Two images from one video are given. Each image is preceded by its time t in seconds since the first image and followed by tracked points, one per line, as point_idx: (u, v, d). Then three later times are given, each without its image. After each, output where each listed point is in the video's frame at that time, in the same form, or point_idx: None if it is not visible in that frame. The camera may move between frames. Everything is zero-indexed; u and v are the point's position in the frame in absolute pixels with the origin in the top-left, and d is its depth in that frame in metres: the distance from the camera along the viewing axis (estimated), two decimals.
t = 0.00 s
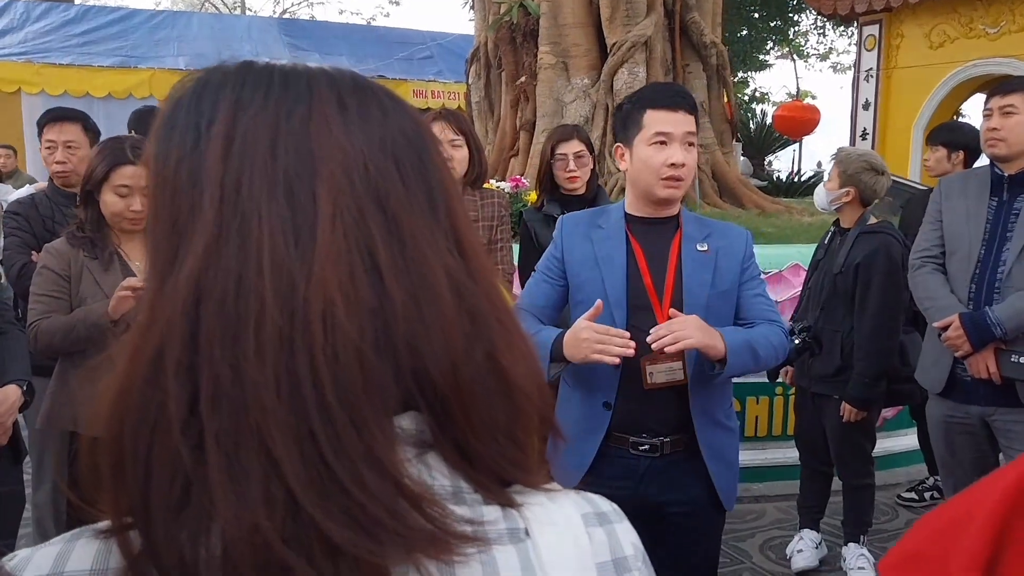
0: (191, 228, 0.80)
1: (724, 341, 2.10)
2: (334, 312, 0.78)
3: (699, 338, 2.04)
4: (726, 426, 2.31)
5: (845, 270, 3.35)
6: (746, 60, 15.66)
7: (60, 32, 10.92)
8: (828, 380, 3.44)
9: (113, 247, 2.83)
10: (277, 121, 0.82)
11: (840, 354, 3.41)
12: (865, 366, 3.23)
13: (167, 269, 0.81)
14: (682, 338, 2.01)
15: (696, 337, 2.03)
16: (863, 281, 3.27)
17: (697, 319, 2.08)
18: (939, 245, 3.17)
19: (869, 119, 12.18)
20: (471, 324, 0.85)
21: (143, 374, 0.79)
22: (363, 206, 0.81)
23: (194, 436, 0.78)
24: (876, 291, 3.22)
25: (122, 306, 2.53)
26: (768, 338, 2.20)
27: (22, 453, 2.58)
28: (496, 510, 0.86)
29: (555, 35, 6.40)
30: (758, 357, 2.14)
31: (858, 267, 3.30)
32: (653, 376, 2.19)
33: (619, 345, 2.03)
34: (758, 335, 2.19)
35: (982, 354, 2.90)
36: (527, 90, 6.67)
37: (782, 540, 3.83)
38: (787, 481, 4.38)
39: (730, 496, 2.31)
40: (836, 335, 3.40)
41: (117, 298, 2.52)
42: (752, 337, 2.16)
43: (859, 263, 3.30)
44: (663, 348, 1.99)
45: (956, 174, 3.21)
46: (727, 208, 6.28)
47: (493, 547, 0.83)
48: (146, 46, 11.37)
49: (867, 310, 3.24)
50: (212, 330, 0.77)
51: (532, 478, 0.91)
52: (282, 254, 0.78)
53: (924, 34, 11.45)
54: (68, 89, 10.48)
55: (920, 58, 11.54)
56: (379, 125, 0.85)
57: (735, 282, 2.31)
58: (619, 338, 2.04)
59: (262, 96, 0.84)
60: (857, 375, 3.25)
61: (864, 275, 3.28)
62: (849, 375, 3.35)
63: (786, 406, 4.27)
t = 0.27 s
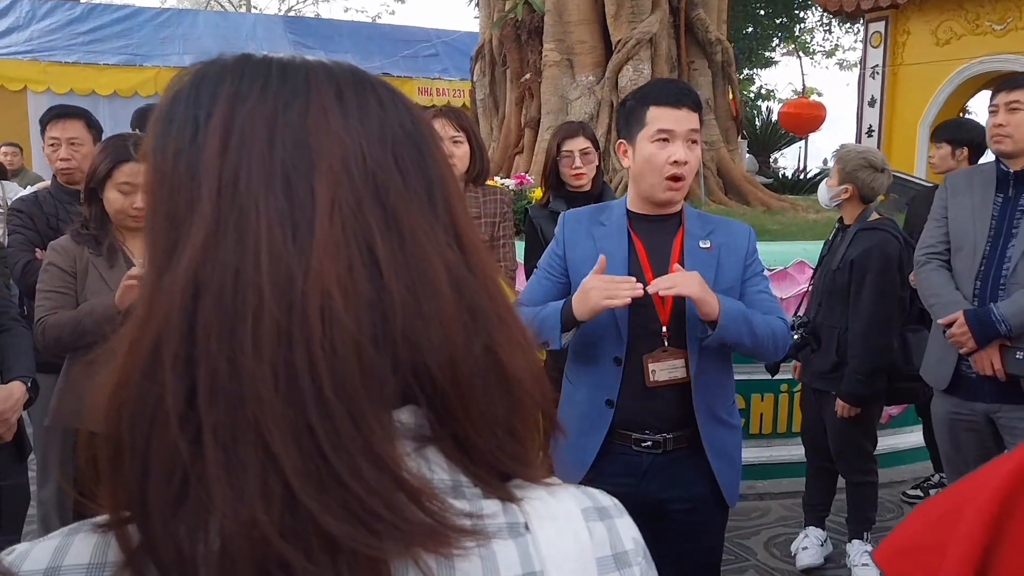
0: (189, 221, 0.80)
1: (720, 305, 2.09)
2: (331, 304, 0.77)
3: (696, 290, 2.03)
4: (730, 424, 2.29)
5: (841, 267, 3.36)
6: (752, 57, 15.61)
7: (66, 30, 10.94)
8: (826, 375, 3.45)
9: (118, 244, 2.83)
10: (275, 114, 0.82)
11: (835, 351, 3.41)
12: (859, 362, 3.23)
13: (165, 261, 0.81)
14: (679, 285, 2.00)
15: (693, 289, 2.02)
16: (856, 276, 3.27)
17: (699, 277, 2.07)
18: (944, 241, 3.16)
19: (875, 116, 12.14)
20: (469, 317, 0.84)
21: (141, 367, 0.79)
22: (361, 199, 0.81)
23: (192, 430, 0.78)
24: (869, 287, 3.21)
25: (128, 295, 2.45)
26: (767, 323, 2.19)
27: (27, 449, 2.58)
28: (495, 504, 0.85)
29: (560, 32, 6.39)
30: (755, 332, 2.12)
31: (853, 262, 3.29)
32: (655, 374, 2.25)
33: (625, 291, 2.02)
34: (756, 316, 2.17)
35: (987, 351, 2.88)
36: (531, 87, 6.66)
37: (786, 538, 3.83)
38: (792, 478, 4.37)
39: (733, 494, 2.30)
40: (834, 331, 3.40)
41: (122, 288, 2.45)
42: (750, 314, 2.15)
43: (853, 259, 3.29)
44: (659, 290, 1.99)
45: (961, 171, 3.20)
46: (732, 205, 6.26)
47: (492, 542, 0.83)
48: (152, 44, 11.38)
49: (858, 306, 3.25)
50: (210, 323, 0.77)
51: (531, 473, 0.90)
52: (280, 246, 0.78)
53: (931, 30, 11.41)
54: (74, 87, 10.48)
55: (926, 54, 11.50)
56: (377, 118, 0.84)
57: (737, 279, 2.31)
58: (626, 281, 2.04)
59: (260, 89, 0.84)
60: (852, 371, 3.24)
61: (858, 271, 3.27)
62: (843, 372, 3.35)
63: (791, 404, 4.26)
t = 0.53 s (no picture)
0: (189, 219, 0.80)
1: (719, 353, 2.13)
2: (331, 301, 0.77)
3: (698, 350, 2.07)
4: (734, 425, 2.30)
5: (838, 268, 3.35)
6: (759, 57, 15.58)
7: (74, 31, 10.98)
8: (825, 374, 3.42)
9: (125, 244, 2.83)
10: (274, 111, 0.82)
11: (832, 351, 3.39)
12: (851, 362, 3.22)
13: (165, 259, 0.80)
14: (682, 350, 2.05)
15: (695, 350, 2.07)
16: (851, 276, 3.24)
17: (700, 331, 2.11)
18: (951, 241, 3.14)
19: (882, 116, 12.10)
20: (470, 316, 0.84)
21: (140, 364, 0.78)
22: (360, 196, 0.81)
23: (192, 428, 0.77)
24: (861, 285, 3.19)
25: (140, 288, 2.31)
26: (762, 345, 2.23)
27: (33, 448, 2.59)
28: (496, 504, 0.85)
29: (565, 31, 6.38)
30: (752, 370, 2.17)
31: (847, 263, 3.28)
32: (660, 375, 2.18)
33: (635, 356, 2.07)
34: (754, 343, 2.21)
35: (994, 352, 2.86)
36: (537, 87, 6.65)
37: (792, 539, 3.81)
38: (798, 479, 4.36)
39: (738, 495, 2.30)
40: (832, 331, 3.38)
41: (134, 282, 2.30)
42: (748, 349, 2.18)
43: (847, 260, 3.28)
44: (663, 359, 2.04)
45: (969, 170, 3.17)
46: (739, 205, 6.24)
47: (493, 541, 0.82)
48: (159, 45, 11.41)
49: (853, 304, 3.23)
50: (210, 320, 0.77)
51: (533, 472, 0.90)
52: (279, 243, 0.78)
53: (938, 30, 11.36)
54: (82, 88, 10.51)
55: (933, 54, 11.46)
56: (377, 115, 0.84)
57: (743, 281, 2.30)
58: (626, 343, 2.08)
59: (260, 86, 0.83)
60: (844, 371, 3.24)
61: (853, 270, 3.25)
62: (840, 371, 3.33)
63: (797, 405, 4.24)
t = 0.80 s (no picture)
0: (195, 221, 0.80)
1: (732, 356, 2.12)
2: (337, 304, 0.76)
3: (714, 352, 2.07)
4: (741, 428, 2.29)
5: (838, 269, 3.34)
6: (766, 58, 15.53)
7: (82, 33, 11.02)
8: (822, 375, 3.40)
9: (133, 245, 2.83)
10: (281, 113, 0.81)
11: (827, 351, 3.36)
12: (841, 364, 3.21)
13: (172, 262, 0.80)
14: (697, 352, 2.05)
15: (712, 352, 2.06)
16: (843, 277, 3.23)
17: (716, 333, 2.10)
18: (960, 243, 3.12)
19: (890, 117, 12.05)
20: (476, 319, 0.83)
21: (146, 368, 0.78)
22: (367, 198, 0.80)
23: (198, 432, 0.77)
24: (853, 287, 3.17)
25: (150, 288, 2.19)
26: (771, 350, 2.22)
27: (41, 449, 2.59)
28: (503, 509, 0.84)
29: (572, 33, 6.37)
30: (762, 372, 2.16)
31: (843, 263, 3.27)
32: (669, 376, 2.17)
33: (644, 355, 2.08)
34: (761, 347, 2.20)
35: (1004, 354, 2.84)
36: (544, 88, 6.64)
37: (799, 542, 3.79)
38: (805, 482, 4.34)
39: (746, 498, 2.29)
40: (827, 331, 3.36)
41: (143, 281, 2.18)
42: (758, 352, 2.18)
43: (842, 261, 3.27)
44: (677, 360, 2.04)
45: (979, 171, 3.16)
46: (746, 206, 6.22)
47: (500, 547, 0.82)
48: (167, 46, 11.44)
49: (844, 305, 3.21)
50: (217, 323, 0.76)
51: (540, 477, 0.89)
52: (286, 246, 0.77)
53: (946, 30, 11.31)
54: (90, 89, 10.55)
55: (942, 55, 11.41)
56: (384, 117, 0.83)
57: (751, 283, 2.29)
58: (637, 342, 2.07)
59: (266, 88, 0.83)
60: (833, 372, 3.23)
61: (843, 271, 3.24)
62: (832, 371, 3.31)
63: (805, 407, 4.22)
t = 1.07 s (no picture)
0: (212, 224, 0.80)
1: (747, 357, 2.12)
2: (353, 308, 0.76)
3: (730, 353, 2.07)
4: (750, 429, 2.29)
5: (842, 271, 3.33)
6: (771, 59, 15.51)
7: (88, 34, 11.04)
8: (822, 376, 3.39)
9: (142, 246, 2.84)
10: (298, 117, 0.81)
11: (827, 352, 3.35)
12: (838, 364, 3.19)
13: (188, 265, 0.80)
14: (713, 352, 2.06)
15: (728, 352, 2.06)
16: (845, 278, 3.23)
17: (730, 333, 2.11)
18: (968, 245, 3.11)
19: (895, 118, 12.02)
20: (491, 323, 0.83)
21: (162, 371, 0.78)
22: (383, 202, 0.80)
23: (214, 436, 0.77)
24: (852, 288, 3.17)
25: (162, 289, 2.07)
26: (778, 350, 2.23)
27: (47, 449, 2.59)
28: (517, 513, 0.84)
29: (577, 34, 6.37)
30: (773, 373, 2.17)
31: (848, 263, 3.26)
32: (680, 379, 2.16)
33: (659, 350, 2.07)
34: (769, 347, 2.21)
35: (1012, 357, 2.83)
36: (549, 89, 6.64)
37: (805, 544, 3.78)
38: (811, 484, 4.32)
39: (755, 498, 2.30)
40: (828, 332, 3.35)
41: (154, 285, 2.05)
42: (769, 354, 2.19)
43: (848, 261, 3.26)
44: (692, 359, 2.04)
45: (986, 173, 3.14)
46: (751, 207, 6.21)
47: (515, 551, 0.81)
48: (173, 47, 11.46)
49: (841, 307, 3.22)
50: (233, 326, 0.76)
51: (554, 481, 0.89)
52: (302, 250, 0.77)
53: (952, 32, 11.28)
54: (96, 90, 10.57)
55: (947, 56, 11.38)
56: (400, 121, 0.83)
57: (758, 285, 2.30)
58: (652, 340, 2.07)
59: (282, 92, 0.83)
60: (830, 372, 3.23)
61: (847, 271, 3.24)
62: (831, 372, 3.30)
63: (810, 409, 4.21)
